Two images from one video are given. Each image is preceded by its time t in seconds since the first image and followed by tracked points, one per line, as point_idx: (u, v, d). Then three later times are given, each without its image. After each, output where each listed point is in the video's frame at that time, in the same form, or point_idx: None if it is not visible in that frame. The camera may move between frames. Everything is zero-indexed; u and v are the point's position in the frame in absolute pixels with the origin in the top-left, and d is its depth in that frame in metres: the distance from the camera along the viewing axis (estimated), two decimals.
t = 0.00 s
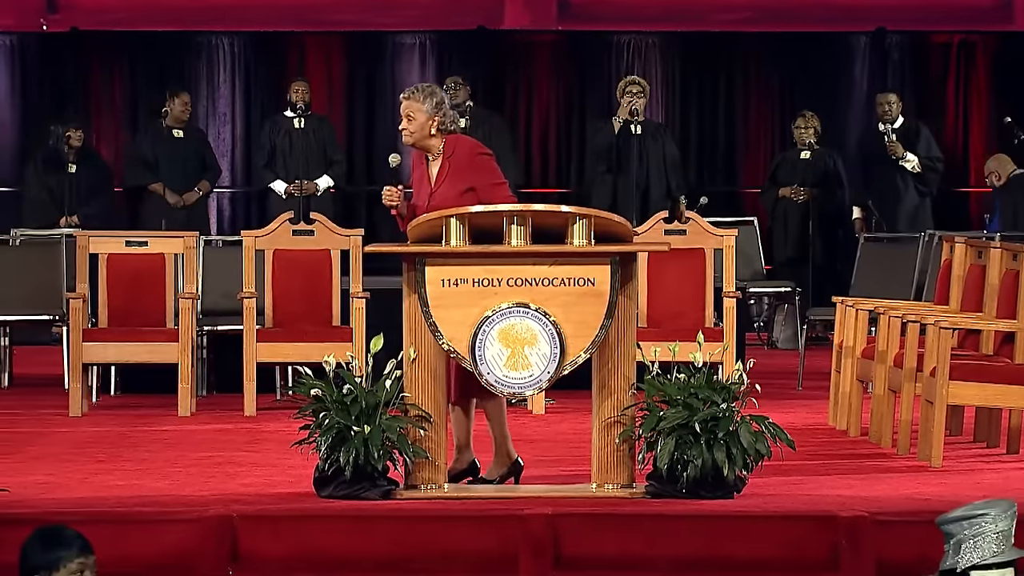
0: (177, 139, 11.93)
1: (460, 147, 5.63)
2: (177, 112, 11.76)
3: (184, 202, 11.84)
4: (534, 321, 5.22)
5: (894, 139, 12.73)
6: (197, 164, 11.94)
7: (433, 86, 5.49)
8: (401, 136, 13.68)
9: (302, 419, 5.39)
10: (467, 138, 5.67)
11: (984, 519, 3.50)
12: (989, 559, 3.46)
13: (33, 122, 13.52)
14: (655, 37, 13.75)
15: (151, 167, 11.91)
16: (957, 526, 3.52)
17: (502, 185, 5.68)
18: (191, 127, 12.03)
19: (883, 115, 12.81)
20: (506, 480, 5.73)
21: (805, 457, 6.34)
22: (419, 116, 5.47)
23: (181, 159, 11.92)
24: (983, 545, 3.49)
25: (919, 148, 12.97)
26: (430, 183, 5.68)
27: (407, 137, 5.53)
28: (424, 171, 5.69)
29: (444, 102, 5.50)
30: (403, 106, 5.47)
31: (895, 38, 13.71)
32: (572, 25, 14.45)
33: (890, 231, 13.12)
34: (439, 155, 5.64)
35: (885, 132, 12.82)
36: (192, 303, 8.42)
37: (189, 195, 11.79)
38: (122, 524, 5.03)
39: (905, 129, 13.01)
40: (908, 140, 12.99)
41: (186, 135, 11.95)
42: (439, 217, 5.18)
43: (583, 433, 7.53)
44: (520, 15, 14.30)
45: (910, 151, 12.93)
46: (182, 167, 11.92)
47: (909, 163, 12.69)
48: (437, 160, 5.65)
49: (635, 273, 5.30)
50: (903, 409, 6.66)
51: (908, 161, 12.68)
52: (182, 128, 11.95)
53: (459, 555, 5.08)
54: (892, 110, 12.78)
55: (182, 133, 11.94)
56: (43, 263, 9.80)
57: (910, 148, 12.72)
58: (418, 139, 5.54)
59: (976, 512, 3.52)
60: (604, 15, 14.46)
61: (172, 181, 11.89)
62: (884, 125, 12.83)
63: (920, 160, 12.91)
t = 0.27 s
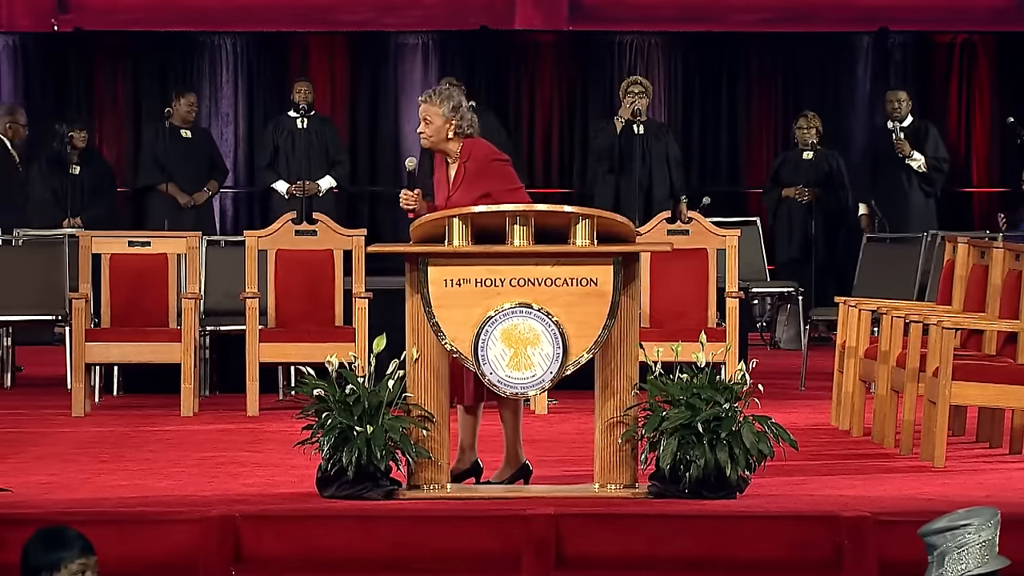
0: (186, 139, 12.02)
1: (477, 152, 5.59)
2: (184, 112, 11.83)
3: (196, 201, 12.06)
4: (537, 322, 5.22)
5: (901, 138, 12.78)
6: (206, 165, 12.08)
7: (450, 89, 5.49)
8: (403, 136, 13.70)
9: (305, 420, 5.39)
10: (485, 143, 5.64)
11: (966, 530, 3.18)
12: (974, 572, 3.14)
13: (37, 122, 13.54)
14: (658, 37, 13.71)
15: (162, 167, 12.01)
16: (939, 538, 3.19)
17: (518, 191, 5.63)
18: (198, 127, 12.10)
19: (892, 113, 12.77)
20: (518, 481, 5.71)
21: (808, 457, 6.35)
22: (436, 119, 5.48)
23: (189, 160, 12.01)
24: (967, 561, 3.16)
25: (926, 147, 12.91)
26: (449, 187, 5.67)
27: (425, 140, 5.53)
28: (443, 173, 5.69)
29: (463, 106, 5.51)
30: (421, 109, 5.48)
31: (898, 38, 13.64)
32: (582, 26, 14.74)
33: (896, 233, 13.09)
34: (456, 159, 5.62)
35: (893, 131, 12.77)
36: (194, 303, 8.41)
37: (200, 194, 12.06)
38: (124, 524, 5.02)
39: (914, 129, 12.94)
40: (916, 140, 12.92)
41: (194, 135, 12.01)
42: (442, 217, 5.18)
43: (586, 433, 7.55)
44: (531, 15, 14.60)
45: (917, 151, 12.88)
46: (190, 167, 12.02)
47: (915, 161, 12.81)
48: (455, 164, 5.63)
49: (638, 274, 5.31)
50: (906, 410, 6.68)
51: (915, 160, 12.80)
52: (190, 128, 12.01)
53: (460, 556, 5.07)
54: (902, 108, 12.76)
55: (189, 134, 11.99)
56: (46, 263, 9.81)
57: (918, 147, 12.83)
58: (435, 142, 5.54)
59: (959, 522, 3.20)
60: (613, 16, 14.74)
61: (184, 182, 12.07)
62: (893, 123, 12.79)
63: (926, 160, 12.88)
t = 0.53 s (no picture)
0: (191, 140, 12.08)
1: (494, 153, 5.60)
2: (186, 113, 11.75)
3: (195, 203, 12.03)
4: (537, 322, 5.21)
5: (908, 138, 12.82)
6: (209, 164, 12.05)
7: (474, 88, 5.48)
8: (404, 136, 13.69)
9: (305, 420, 5.38)
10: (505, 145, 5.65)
11: (982, 537, 3.52)
12: None
13: (38, 123, 13.53)
14: (659, 37, 13.69)
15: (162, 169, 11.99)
16: (952, 544, 3.53)
17: (530, 196, 5.64)
18: (200, 127, 12.12)
19: (899, 112, 12.91)
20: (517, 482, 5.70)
21: (808, 458, 6.36)
22: (456, 118, 5.47)
23: (192, 162, 12.01)
24: (981, 564, 3.53)
25: (932, 148, 12.97)
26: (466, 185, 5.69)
27: (445, 137, 5.53)
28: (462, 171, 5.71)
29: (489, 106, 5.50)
30: (442, 107, 5.48)
31: (899, 38, 13.67)
32: (584, 26, 14.75)
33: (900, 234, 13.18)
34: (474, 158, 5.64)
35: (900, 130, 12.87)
36: (195, 304, 8.42)
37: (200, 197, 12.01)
38: (124, 524, 5.01)
39: (920, 129, 13.01)
40: (922, 140, 12.99)
41: (197, 136, 12.02)
42: (443, 217, 5.18)
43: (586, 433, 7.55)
44: (534, 16, 14.55)
45: (923, 151, 12.95)
46: (193, 169, 12.04)
47: (921, 162, 12.90)
48: (473, 163, 5.65)
49: (638, 274, 5.30)
50: (907, 410, 6.68)
51: (920, 160, 12.89)
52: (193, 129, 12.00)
53: (460, 556, 5.06)
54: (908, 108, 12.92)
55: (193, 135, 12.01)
56: (46, 263, 9.81)
57: (924, 148, 12.93)
58: (455, 140, 5.53)
59: (974, 529, 3.53)
60: (613, 16, 14.76)
61: (184, 184, 12.06)
62: (900, 123, 12.95)
63: (933, 162, 12.97)
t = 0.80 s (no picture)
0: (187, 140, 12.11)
1: (503, 152, 5.61)
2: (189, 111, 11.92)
3: (184, 204, 12.08)
4: (537, 322, 5.21)
5: (910, 138, 12.86)
6: (205, 166, 12.12)
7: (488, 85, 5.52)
8: (404, 137, 13.69)
9: (305, 420, 5.39)
10: (517, 144, 5.65)
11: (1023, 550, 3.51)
12: None
13: (38, 123, 13.54)
14: (659, 37, 13.70)
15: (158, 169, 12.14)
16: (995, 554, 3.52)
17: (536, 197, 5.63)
18: (200, 126, 12.22)
19: (903, 112, 12.95)
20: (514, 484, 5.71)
21: (808, 458, 6.36)
22: (468, 113, 5.52)
23: (188, 161, 12.13)
24: None
25: (935, 149, 12.96)
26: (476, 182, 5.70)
27: (457, 133, 5.57)
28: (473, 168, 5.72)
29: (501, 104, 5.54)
30: (456, 103, 5.54)
31: (899, 39, 13.67)
32: (584, 26, 14.75)
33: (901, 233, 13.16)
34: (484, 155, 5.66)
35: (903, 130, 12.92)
36: (195, 304, 8.42)
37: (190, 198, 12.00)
38: (124, 524, 5.01)
39: (924, 130, 13.02)
40: (926, 141, 12.98)
41: (195, 136, 12.13)
42: (443, 217, 5.18)
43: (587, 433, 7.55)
44: (534, 16, 14.55)
45: (925, 152, 12.95)
46: (187, 171, 12.15)
47: (924, 163, 12.90)
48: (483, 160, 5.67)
49: (638, 274, 5.30)
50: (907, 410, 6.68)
51: (924, 161, 12.89)
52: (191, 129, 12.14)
53: (460, 556, 5.05)
54: (913, 108, 12.95)
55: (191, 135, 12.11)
56: (46, 263, 9.82)
57: (927, 148, 12.92)
58: (467, 136, 5.58)
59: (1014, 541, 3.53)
60: (614, 16, 14.76)
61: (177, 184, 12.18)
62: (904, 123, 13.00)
63: (936, 162, 12.96)
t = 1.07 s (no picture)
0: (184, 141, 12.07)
1: (501, 148, 5.67)
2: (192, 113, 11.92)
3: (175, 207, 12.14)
4: (537, 322, 5.21)
5: (910, 137, 12.89)
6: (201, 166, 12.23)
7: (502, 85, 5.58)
8: (403, 138, 13.69)
9: (305, 420, 5.39)
10: (523, 145, 5.69)
11: None
12: None
13: (37, 123, 13.52)
14: (659, 37, 13.70)
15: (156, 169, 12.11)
16: None
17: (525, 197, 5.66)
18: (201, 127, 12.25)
19: (904, 112, 12.94)
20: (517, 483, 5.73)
21: (808, 458, 6.36)
22: (477, 109, 5.60)
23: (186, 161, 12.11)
24: None
25: (935, 149, 12.96)
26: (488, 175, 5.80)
27: (468, 127, 5.67)
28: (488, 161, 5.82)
29: (512, 106, 5.59)
30: (469, 98, 5.62)
31: (899, 39, 13.66)
32: (585, 26, 14.75)
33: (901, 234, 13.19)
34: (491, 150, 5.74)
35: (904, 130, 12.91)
36: (195, 304, 8.42)
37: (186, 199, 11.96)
38: (124, 524, 5.01)
39: (924, 130, 13.01)
40: (926, 141, 12.99)
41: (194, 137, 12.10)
42: (443, 217, 5.18)
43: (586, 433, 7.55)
44: (534, 16, 14.56)
45: (925, 152, 12.96)
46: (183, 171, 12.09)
47: (923, 162, 12.92)
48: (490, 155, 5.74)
49: (638, 275, 5.30)
50: (907, 410, 6.68)
51: (923, 161, 12.92)
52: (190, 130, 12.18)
53: (459, 556, 5.05)
54: (914, 108, 12.94)
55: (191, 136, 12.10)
56: (46, 263, 9.82)
57: (927, 148, 12.94)
58: (477, 132, 5.67)
59: None
60: (615, 17, 14.76)
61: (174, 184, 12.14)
62: (905, 122, 13.00)
63: (936, 162, 12.99)
